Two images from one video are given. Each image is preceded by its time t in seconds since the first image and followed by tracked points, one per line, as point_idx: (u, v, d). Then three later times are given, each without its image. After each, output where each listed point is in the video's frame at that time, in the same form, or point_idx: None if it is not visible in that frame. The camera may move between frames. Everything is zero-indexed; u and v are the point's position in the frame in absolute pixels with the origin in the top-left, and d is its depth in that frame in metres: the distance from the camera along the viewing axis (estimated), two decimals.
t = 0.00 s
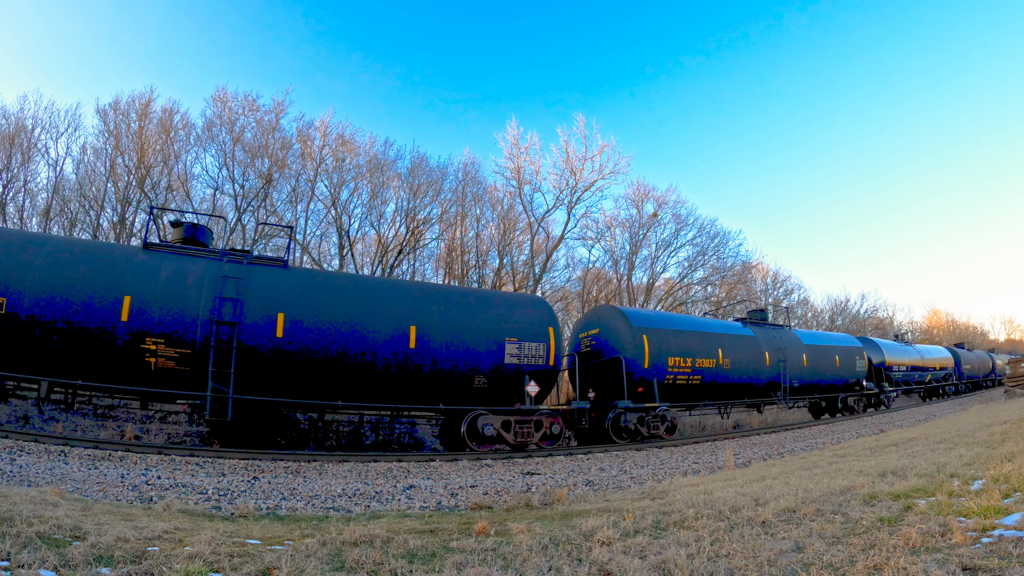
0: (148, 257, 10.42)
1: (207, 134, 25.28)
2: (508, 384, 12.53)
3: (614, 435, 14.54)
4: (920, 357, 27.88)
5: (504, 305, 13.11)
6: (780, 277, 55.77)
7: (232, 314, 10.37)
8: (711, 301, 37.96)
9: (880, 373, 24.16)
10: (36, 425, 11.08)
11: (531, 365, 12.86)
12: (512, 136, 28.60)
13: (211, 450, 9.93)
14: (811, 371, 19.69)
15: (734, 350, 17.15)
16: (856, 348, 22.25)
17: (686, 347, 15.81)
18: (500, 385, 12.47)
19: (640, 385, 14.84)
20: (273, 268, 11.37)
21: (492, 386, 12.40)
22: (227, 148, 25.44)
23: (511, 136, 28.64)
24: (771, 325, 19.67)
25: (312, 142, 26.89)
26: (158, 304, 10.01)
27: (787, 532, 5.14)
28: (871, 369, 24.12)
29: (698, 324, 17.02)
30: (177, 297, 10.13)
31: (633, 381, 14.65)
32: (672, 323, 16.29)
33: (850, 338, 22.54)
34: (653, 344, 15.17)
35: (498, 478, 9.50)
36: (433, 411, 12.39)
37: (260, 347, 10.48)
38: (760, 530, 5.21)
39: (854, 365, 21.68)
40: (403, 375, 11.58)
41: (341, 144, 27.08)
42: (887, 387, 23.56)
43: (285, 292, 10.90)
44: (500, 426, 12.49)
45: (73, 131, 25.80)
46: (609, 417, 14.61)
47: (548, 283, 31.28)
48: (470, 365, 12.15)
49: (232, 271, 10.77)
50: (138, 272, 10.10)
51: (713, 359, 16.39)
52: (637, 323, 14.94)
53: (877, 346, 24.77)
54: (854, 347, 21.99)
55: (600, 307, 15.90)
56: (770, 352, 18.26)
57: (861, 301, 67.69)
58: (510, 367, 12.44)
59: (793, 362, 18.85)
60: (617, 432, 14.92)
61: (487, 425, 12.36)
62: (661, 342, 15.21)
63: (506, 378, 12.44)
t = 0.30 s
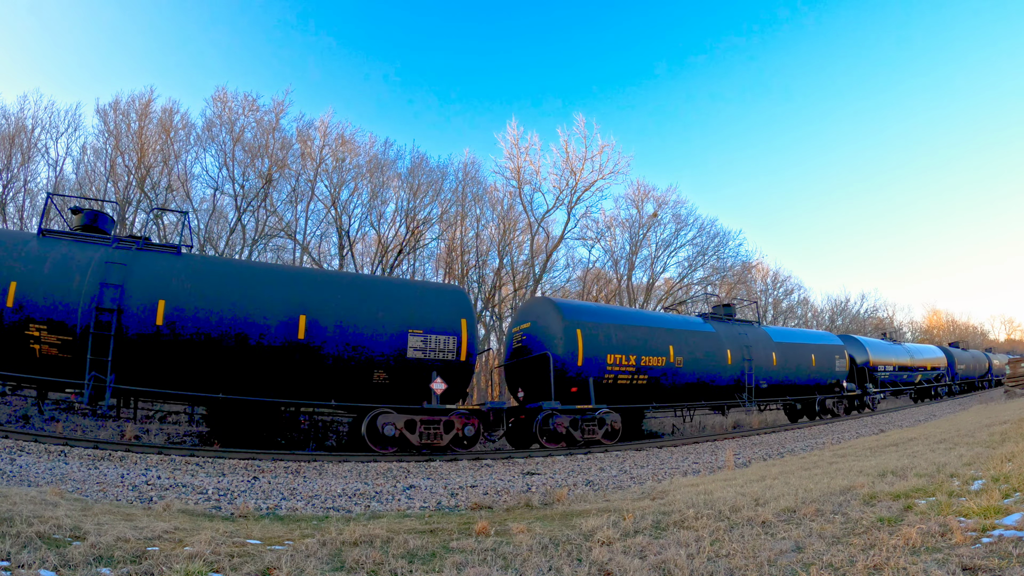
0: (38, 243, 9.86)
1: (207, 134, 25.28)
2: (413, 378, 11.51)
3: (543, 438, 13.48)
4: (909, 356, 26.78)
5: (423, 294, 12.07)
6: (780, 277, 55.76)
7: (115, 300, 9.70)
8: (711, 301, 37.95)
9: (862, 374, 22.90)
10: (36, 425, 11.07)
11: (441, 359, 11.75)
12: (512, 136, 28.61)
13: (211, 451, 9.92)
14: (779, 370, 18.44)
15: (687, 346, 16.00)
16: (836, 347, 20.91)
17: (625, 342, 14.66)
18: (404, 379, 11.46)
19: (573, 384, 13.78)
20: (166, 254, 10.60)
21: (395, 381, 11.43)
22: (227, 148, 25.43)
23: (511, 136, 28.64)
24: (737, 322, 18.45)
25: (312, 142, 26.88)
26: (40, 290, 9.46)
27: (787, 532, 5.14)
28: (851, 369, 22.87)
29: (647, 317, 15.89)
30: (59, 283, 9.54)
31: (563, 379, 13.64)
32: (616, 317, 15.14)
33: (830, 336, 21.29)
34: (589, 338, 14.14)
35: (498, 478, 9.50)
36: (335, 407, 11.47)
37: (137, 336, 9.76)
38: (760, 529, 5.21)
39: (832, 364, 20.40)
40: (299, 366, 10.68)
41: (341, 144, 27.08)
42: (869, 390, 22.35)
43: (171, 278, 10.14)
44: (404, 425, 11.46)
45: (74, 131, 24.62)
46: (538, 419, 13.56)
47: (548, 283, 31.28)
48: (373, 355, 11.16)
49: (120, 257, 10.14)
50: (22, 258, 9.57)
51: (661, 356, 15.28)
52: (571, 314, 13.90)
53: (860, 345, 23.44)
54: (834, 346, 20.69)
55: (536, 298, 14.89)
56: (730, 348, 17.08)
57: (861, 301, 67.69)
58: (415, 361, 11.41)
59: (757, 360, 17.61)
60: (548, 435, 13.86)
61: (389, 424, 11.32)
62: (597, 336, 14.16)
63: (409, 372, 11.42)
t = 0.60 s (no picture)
0: None
1: (207, 134, 25.27)
2: (343, 372, 11.09)
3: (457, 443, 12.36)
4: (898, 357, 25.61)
5: (318, 284, 11.29)
6: (780, 277, 55.75)
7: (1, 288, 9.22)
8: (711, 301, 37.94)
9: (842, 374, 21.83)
10: (35, 425, 11.06)
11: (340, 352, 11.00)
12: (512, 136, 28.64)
13: (210, 451, 9.92)
14: (742, 370, 17.12)
15: (630, 343, 14.76)
16: (808, 346, 19.59)
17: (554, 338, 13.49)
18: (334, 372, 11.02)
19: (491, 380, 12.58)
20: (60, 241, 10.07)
21: (285, 374, 10.69)
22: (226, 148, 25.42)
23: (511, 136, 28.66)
24: (694, 319, 17.19)
25: (312, 142, 26.87)
26: None
27: (788, 532, 5.14)
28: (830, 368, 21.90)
29: (587, 310, 14.71)
30: None
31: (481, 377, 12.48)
32: (548, 310, 13.96)
33: (805, 333, 20.10)
34: (511, 330, 13.01)
35: (498, 478, 9.50)
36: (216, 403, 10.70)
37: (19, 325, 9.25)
38: (760, 529, 5.21)
39: (805, 362, 19.14)
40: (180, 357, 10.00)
41: (341, 144, 27.08)
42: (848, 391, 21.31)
43: (61, 263, 9.65)
44: (293, 422, 10.68)
45: (74, 131, 24.48)
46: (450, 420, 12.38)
47: (548, 283, 31.27)
48: (268, 346, 10.48)
49: (9, 244, 9.63)
50: None
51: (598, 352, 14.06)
52: (491, 305, 12.76)
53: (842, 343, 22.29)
54: (807, 344, 19.47)
55: (456, 288, 13.79)
56: (683, 346, 15.81)
57: (861, 301, 67.61)
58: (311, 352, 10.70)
59: (713, 359, 16.32)
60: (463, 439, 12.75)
61: (277, 422, 10.51)
62: (521, 329, 13.00)
63: (298, 362, 10.67)
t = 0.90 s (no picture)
0: None
1: (207, 134, 25.28)
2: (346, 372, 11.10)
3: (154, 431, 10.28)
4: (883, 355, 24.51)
5: (205, 268, 10.68)
6: (780, 277, 55.77)
7: None
8: (711, 301, 37.95)
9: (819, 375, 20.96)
10: (35, 425, 11.09)
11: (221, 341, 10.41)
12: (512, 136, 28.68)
13: (210, 450, 9.93)
14: (698, 368, 15.93)
15: (560, 337, 13.59)
16: (778, 344, 18.44)
17: (470, 332, 12.36)
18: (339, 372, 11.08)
19: (395, 376, 11.52)
20: None
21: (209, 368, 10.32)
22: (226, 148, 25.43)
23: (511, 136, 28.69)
24: (645, 313, 15.98)
25: (312, 142, 26.88)
26: None
27: (788, 532, 5.14)
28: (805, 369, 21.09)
29: (513, 301, 13.61)
30: None
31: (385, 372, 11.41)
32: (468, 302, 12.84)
33: (774, 330, 18.98)
34: (416, 321, 11.95)
35: (498, 478, 9.51)
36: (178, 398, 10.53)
37: None
38: (760, 529, 5.21)
39: (770, 360, 17.94)
40: (54, 341, 9.61)
41: (341, 144, 27.09)
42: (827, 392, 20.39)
43: None
44: (175, 415, 10.20)
45: (73, 130, 24.84)
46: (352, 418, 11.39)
47: (548, 283, 31.29)
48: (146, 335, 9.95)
49: None
50: None
51: (520, 345, 12.91)
52: (392, 294, 11.72)
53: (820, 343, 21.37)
54: (775, 341, 18.35)
55: (364, 280, 12.72)
56: (626, 340, 14.65)
57: (861, 301, 67.59)
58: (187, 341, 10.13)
59: (661, 355, 15.13)
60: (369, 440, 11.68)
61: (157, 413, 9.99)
62: (427, 320, 11.90)
63: (180, 351, 10.11)
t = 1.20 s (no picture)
0: None
1: (207, 134, 25.27)
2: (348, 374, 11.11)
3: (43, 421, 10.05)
4: (869, 355, 23.08)
5: (87, 253, 10.43)
6: (780, 277, 55.75)
7: None
8: (711, 301, 37.96)
9: (794, 375, 19.74)
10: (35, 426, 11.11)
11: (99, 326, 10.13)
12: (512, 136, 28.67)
13: (210, 450, 9.92)
14: (642, 367, 14.72)
15: (477, 329, 12.62)
16: (745, 342, 17.22)
17: (369, 322, 11.40)
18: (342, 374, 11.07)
19: (284, 367, 10.64)
20: None
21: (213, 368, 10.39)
22: (226, 148, 25.45)
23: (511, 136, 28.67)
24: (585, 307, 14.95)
25: (312, 142, 26.87)
26: None
27: (788, 532, 5.14)
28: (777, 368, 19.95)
29: (429, 291, 12.69)
30: None
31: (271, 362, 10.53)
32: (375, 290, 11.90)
33: (743, 328, 17.76)
34: (310, 309, 11.08)
35: (498, 478, 9.50)
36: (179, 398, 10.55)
37: None
38: (760, 529, 5.21)
39: (731, 359, 16.65)
40: None
41: (341, 144, 27.07)
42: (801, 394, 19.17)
43: None
44: (57, 403, 9.93)
45: (72, 131, 23.21)
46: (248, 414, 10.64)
47: (548, 283, 31.29)
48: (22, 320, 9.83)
49: None
50: None
51: (427, 337, 11.94)
52: (285, 282, 10.88)
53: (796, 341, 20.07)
54: (740, 338, 17.11)
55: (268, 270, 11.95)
56: (555, 335, 13.63)
57: (861, 301, 67.58)
58: (64, 326, 9.92)
59: (597, 351, 14.01)
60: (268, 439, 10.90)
61: (37, 402, 9.74)
62: (320, 307, 11.01)
63: (61, 337, 9.91)
